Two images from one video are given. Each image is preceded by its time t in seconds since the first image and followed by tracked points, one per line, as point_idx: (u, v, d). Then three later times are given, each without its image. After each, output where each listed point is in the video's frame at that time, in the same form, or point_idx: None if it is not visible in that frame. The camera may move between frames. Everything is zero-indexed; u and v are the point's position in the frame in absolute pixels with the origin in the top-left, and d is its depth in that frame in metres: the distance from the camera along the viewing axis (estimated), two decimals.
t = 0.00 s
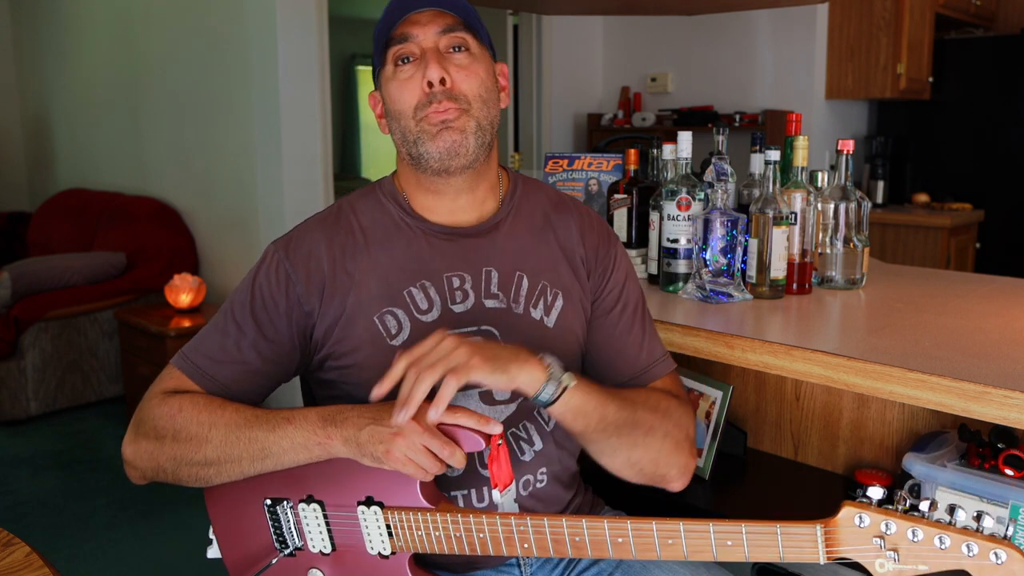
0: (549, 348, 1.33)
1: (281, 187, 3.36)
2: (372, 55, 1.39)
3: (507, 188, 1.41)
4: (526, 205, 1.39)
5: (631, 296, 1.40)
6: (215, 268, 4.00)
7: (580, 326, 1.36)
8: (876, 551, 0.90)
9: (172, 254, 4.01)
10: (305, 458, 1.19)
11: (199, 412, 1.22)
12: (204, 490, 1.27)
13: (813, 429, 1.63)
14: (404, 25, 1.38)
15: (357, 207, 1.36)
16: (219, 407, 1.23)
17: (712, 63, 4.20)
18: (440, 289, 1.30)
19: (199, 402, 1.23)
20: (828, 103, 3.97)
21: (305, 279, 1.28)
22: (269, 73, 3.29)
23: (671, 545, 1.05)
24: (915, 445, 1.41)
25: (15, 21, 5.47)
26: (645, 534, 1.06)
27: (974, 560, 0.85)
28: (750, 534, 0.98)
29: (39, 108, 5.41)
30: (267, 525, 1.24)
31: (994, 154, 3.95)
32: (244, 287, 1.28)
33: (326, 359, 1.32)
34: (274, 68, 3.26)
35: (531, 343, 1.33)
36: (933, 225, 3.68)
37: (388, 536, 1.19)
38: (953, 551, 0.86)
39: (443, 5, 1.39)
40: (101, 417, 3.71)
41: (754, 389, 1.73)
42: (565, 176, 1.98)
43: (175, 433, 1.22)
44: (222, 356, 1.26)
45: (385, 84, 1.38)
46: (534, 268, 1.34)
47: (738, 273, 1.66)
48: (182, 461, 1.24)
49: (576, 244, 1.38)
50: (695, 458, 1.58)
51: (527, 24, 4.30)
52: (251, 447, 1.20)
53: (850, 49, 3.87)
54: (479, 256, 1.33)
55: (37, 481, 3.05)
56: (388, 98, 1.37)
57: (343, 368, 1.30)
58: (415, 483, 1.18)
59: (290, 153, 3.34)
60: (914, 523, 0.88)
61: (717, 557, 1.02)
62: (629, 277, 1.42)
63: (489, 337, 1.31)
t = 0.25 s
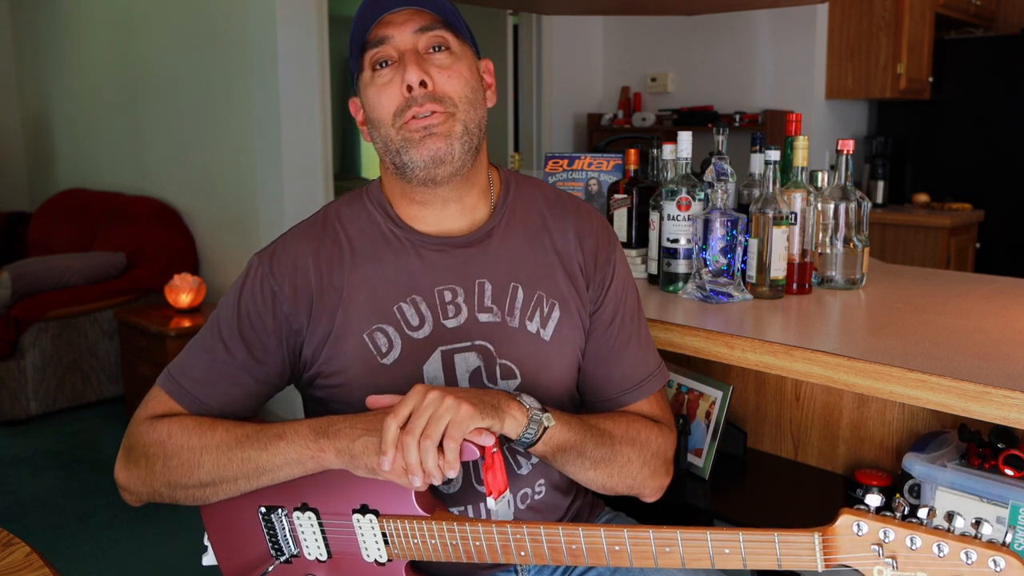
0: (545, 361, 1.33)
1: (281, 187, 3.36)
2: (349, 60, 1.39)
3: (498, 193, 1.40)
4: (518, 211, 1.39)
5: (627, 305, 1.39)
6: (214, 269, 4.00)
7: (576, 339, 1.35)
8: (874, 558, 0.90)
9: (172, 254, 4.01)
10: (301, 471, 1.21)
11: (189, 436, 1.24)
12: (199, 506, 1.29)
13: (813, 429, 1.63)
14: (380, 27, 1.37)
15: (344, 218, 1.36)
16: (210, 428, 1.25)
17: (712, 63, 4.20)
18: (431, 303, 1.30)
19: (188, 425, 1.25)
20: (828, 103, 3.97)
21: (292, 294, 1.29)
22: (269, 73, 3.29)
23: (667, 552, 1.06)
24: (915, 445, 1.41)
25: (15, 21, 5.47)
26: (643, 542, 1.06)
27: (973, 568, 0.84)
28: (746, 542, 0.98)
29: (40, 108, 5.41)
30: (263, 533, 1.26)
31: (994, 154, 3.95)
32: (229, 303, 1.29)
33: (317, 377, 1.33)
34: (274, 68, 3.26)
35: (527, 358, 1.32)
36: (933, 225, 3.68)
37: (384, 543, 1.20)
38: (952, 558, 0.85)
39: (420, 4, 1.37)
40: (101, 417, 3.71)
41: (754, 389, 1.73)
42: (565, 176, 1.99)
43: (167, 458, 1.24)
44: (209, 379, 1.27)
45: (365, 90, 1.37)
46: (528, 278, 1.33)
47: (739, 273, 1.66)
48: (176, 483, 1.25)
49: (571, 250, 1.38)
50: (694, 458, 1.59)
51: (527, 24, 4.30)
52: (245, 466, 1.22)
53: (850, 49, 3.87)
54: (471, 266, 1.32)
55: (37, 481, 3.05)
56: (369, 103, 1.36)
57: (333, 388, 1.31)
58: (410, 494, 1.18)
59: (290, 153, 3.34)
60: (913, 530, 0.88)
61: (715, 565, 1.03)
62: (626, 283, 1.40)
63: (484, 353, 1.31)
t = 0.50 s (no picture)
0: (543, 370, 1.33)
1: (281, 187, 3.36)
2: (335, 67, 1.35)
3: (491, 198, 1.39)
4: (511, 217, 1.38)
5: (626, 307, 1.39)
6: (214, 269, 4.00)
7: (574, 346, 1.35)
8: (877, 554, 0.90)
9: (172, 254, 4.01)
10: (296, 483, 1.21)
11: (182, 453, 1.24)
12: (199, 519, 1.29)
13: (813, 429, 1.63)
14: (366, 33, 1.33)
15: (334, 229, 1.35)
16: (202, 443, 1.25)
17: (712, 63, 4.20)
18: (426, 315, 1.30)
19: (180, 442, 1.25)
20: (828, 103, 3.97)
21: (283, 308, 1.28)
22: (269, 73, 3.29)
23: (668, 552, 1.06)
24: (915, 445, 1.41)
25: (15, 22, 5.47)
26: (643, 544, 1.06)
27: (977, 562, 0.85)
28: (747, 541, 0.98)
29: (39, 108, 5.41)
30: (263, 540, 1.27)
31: (995, 154, 3.95)
32: (219, 318, 1.28)
33: (311, 393, 1.33)
34: (274, 68, 3.26)
35: (523, 369, 1.32)
36: (933, 225, 3.68)
37: (384, 549, 1.20)
38: (955, 554, 0.86)
39: (407, 8, 1.33)
40: (101, 417, 3.71)
41: (753, 389, 1.73)
42: (565, 176, 1.99)
43: (162, 476, 1.24)
44: (200, 399, 1.27)
45: (353, 98, 1.35)
46: (524, 286, 1.33)
47: (739, 273, 1.66)
48: (173, 500, 1.26)
49: (568, 252, 1.37)
50: (694, 459, 1.59)
51: (527, 24, 4.30)
52: (240, 480, 1.22)
53: (850, 49, 3.87)
54: (466, 277, 1.32)
55: (37, 481, 3.05)
56: (359, 113, 1.34)
57: (328, 403, 1.32)
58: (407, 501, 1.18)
59: (290, 153, 3.34)
60: (916, 526, 0.88)
61: (716, 564, 1.03)
62: (623, 285, 1.39)
63: (480, 363, 1.32)
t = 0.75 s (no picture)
0: (539, 371, 1.33)
1: (281, 187, 3.36)
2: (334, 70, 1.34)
3: (487, 200, 1.39)
4: (507, 218, 1.38)
5: (623, 306, 1.38)
6: (214, 269, 4.00)
7: (570, 346, 1.35)
8: (878, 558, 0.90)
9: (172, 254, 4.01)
10: (293, 487, 1.22)
11: (176, 458, 1.24)
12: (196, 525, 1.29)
13: (813, 429, 1.63)
14: (367, 36, 1.32)
15: (329, 232, 1.35)
16: (197, 448, 1.25)
17: (712, 63, 4.20)
18: (421, 318, 1.31)
19: (174, 447, 1.24)
20: (828, 103, 3.97)
21: (278, 309, 1.29)
22: (269, 73, 3.29)
23: (669, 557, 1.06)
24: (915, 445, 1.41)
25: (15, 22, 5.47)
26: (643, 548, 1.07)
27: (978, 566, 0.84)
28: (747, 545, 0.98)
29: (39, 108, 5.41)
30: (260, 544, 1.26)
31: (995, 154, 3.95)
32: (214, 320, 1.29)
33: (306, 397, 1.33)
34: (274, 68, 3.26)
35: (519, 371, 1.32)
36: (933, 225, 3.68)
37: (382, 552, 1.20)
38: (955, 558, 0.85)
39: (410, 13, 1.32)
40: (101, 417, 3.71)
41: (754, 389, 1.73)
42: (565, 176, 1.99)
43: (157, 481, 1.24)
44: (195, 402, 1.27)
45: (353, 102, 1.34)
46: (519, 287, 1.33)
47: (739, 273, 1.66)
48: (167, 505, 1.26)
49: (563, 252, 1.37)
50: (694, 459, 1.59)
51: (527, 24, 4.30)
52: (236, 485, 1.22)
53: (850, 49, 3.87)
54: (461, 278, 1.32)
55: (37, 481, 3.05)
56: (358, 117, 1.34)
57: (325, 406, 1.32)
58: (404, 505, 1.18)
59: (290, 153, 3.34)
60: (916, 530, 0.87)
61: (717, 568, 1.02)
62: (620, 285, 1.39)
63: (476, 365, 1.32)
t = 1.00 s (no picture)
0: (538, 365, 1.33)
1: (281, 187, 3.36)
2: (342, 72, 1.33)
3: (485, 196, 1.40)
4: (505, 214, 1.38)
5: (622, 302, 1.38)
6: (214, 269, 4.00)
7: (569, 341, 1.35)
8: (872, 544, 0.91)
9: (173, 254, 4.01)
10: (296, 479, 1.21)
11: (182, 452, 1.24)
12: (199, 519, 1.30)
13: (813, 429, 1.63)
14: (379, 38, 1.31)
15: (330, 229, 1.35)
16: (203, 442, 1.25)
17: (712, 63, 4.20)
18: (421, 313, 1.30)
19: (180, 441, 1.25)
20: (828, 103, 3.97)
21: (279, 305, 1.29)
22: (269, 73, 3.29)
23: (666, 546, 1.06)
24: (915, 445, 1.41)
25: (15, 22, 5.47)
26: (641, 536, 1.07)
27: (971, 551, 0.85)
28: (744, 533, 0.99)
29: (40, 108, 5.41)
30: (262, 539, 1.27)
31: (995, 154, 3.95)
32: (215, 317, 1.28)
33: (307, 391, 1.33)
34: (274, 68, 3.26)
35: (518, 366, 1.32)
36: (933, 225, 3.68)
37: (382, 547, 1.21)
38: (949, 541, 0.86)
39: (423, 17, 1.32)
40: (101, 417, 3.71)
41: (754, 389, 1.73)
42: (565, 176, 1.99)
43: (163, 475, 1.24)
44: (199, 397, 1.27)
45: (359, 102, 1.33)
46: (518, 282, 1.34)
47: (739, 273, 1.66)
48: (174, 499, 1.26)
49: (560, 247, 1.37)
50: (694, 458, 1.59)
51: (527, 24, 4.30)
52: (241, 478, 1.22)
53: (850, 49, 3.87)
54: (460, 274, 1.32)
55: (37, 481, 3.05)
56: (363, 116, 1.33)
57: (326, 401, 1.32)
58: (406, 497, 1.18)
59: (290, 153, 3.34)
60: (910, 515, 0.89)
61: (713, 556, 1.03)
62: (617, 281, 1.39)
63: (475, 359, 1.32)
